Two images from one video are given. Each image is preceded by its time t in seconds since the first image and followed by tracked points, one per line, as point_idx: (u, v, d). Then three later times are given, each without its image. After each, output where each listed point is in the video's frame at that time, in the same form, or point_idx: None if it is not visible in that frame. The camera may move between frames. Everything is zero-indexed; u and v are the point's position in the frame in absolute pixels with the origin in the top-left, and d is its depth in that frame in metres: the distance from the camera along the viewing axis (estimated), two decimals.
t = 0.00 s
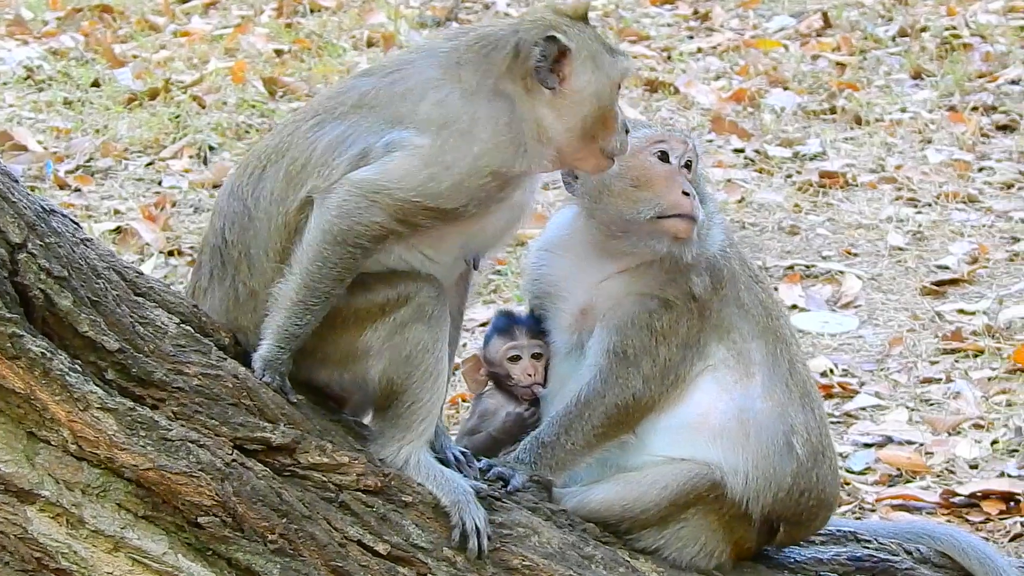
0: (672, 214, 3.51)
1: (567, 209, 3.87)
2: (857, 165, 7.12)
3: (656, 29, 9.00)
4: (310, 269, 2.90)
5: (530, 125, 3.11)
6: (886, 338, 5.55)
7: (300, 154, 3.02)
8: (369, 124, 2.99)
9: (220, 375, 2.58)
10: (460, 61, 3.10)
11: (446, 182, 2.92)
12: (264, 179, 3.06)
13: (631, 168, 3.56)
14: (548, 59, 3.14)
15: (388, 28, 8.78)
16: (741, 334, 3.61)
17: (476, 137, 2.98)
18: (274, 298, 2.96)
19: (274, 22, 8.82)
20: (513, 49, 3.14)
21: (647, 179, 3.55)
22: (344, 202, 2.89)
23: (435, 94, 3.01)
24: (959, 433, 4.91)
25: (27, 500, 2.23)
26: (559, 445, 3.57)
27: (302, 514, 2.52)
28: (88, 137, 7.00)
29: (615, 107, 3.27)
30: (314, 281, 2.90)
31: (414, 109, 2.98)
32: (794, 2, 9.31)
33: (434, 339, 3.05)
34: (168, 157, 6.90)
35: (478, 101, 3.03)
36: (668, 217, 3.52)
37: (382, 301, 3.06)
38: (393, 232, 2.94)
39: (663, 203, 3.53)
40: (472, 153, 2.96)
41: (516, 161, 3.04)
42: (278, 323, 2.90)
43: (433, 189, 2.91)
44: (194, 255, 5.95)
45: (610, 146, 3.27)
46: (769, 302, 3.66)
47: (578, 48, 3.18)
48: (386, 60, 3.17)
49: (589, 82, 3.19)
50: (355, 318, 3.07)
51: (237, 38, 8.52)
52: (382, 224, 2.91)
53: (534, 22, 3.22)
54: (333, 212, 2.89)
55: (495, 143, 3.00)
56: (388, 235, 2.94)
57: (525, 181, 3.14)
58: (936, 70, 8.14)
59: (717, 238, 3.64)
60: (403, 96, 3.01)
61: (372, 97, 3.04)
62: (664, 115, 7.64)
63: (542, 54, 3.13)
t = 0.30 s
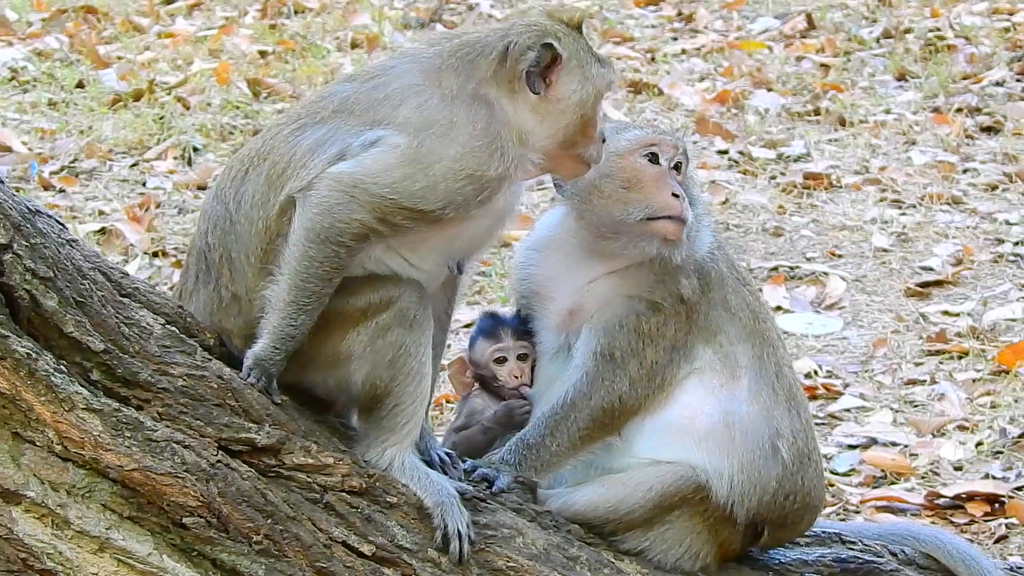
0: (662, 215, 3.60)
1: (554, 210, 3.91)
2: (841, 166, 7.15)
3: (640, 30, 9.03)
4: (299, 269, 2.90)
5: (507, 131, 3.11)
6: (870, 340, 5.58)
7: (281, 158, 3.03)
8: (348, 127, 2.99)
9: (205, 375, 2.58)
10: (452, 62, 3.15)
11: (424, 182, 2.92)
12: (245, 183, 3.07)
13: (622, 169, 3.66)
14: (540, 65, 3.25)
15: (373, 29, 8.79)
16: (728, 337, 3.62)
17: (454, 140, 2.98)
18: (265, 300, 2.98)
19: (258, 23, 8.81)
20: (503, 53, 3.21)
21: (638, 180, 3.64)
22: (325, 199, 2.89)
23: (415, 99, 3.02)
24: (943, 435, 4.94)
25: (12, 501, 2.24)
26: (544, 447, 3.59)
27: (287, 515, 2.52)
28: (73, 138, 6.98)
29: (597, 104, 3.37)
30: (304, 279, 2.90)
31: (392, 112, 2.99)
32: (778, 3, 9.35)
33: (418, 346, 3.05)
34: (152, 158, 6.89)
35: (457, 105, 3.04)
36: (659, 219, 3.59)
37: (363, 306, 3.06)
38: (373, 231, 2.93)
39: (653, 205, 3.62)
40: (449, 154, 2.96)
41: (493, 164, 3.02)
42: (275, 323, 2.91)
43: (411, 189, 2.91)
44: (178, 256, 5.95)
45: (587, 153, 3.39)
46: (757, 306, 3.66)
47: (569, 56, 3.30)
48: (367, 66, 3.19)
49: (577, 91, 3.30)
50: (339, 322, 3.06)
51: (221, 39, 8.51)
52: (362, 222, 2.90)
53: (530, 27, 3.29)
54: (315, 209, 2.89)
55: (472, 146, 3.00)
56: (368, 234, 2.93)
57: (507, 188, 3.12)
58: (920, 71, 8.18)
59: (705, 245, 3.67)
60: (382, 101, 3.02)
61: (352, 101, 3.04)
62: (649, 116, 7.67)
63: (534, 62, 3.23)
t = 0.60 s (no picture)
0: (649, 217, 3.59)
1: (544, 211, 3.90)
2: (831, 169, 7.18)
3: (629, 32, 9.06)
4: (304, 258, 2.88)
5: (502, 137, 3.13)
6: (860, 342, 5.60)
7: (276, 153, 3.03)
8: (342, 119, 3.00)
9: (195, 376, 2.58)
10: (473, 69, 3.16)
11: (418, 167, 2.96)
12: (238, 181, 3.06)
13: (608, 171, 3.62)
14: (561, 94, 3.27)
15: (362, 31, 8.79)
16: (718, 338, 3.63)
17: (448, 130, 3.02)
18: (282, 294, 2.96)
19: (247, 25, 8.82)
20: (529, 69, 3.23)
21: (624, 183, 3.60)
22: (321, 180, 2.87)
23: (411, 90, 3.03)
24: (933, 437, 4.96)
25: (2, 501, 2.24)
26: (533, 449, 3.60)
27: (276, 515, 2.53)
28: (62, 140, 6.97)
29: (587, 156, 3.43)
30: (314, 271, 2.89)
31: (388, 103, 3.00)
32: (766, 6, 9.37)
33: (408, 348, 3.05)
34: (141, 160, 6.88)
35: (454, 101, 3.07)
36: (646, 220, 3.59)
37: (352, 308, 3.02)
38: (368, 216, 2.96)
39: (640, 207, 3.60)
40: (444, 144, 3.01)
41: (485, 160, 3.09)
42: (303, 324, 2.90)
43: (405, 172, 2.95)
44: (168, 258, 5.94)
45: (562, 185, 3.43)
46: (747, 308, 3.68)
47: (588, 100, 3.34)
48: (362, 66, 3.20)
49: (583, 133, 3.35)
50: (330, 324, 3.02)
51: (210, 41, 8.51)
52: (360, 204, 2.92)
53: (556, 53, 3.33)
54: (312, 195, 2.86)
55: (468, 140, 3.06)
56: (364, 218, 2.96)
57: (498, 189, 3.17)
58: (909, 74, 8.21)
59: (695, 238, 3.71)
60: (376, 95, 3.03)
61: (347, 96, 3.05)
62: (638, 118, 7.69)
63: (557, 87, 3.25)
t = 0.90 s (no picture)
0: (617, 226, 3.56)
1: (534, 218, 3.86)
2: (827, 171, 7.19)
3: (625, 34, 9.08)
4: (289, 258, 2.90)
5: (505, 144, 3.18)
6: (856, 344, 5.61)
7: (275, 161, 3.00)
8: (346, 124, 2.99)
9: (192, 379, 2.59)
10: (477, 75, 3.19)
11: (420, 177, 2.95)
12: (236, 187, 3.02)
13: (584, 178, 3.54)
14: (563, 103, 3.35)
15: (358, 34, 8.80)
16: (715, 341, 3.64)
17: (453, 137, 3.01)
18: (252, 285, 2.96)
19: (243, 28, 8.82)
20: (530, 79, 3.29)
21: (597, 191, 3.54)
22: (322, 187, 2.86)
23: (415, 99, 3.01)
24: (930, 439, 4.96)
25: None
26: (530, 450, 3.60)
27: (273, 518, 2.53)
28: (58, 143, 6.97)
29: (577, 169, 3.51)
30: (297, 273, 2.91)
31: (392, 111, 2.99)
32: (762, 9, 9.39)
33: (406, 348, 3.04)
34: (138, 163, 6.88)
35: (459, 111, 3.06)
36: (615, 229, 3.56)
37: (350, 309, 3.05)
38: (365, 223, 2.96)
39: (609, 216, 3.56)
40: (450, 153, 2.99)
41: (489, 171, 3.07)
42: (268, 314, 2.91)
43: (410, 183, 2.94)
44: (164, 260, 5.93)
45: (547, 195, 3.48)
46: (745, 311, 3.68)
47: (585, 109, 3.43)
48: (360, 67, 3.16)
49: (580, 142, 3.43)
50: (326, 325, 3.05)
51: (206, 44, 8.52)
52: (359, 211, 2.93)
53: (553, 61, 3.40)
54: (311, 197, 2.87)
55: (473, 151, 3.04)
56: (361, 224, 2.96)
57: (498, 199, 3.17)
58: (906, 76, 8.22)
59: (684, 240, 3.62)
60: (379, 102, 3.01)
61: (348, 103, 3.03)
62: (634, 121, 7.71)
63: (560, 97, 3.34)
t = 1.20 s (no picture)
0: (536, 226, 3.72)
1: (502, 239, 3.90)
2: (827, 174, 7.19)
3: (625, 38, 9.08)
4: (260, 227, 2.90)
5: (493, 131, 3.19)
6: (857, 347, 5.61)
7: (265, 155, 3.08)
8: (338, 110, 3.06)
9: (193, 384, 2.59)
10: (461, 65, 3.23)
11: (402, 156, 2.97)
12: (231, 184, 3.11)
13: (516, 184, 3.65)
14: (549, 92, 3.38)
15: (358, 39, 8.81)
16: (712, 345, 3.58)
17: (437, 121, 3.04)
18: (220, 257, 2.98)
19: (243, 33, 8.84)
20: (512, 67, 3.31)
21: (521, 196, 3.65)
22: (305, 160, 2.91)
23: (402, 89, 3.06)
24: (930, 442, 4.96)
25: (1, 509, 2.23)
26: (530, 454, 3.60)
27: (275, 523, 2.53)
28: (59, 149, 6.98)
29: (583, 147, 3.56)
30: (262, 242, 2.90)
31: (378, 99, 3.04)
32: (762, 12, 9.41)
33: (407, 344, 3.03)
34: (138, 168, 6.89)
35: (446, 97, 3.09)
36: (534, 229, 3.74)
37: (352, 307, 3.05)
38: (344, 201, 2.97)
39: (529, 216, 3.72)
40: (435, 135, 3.02)
41: (475, 155, 3.09)
42: (227, 280, 2.90)
43: (392, 162, 2.96)
44: (165, 266, 5.93)
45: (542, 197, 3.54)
46: (743, 316, 3.61)
47: (573, 96, 3.46)
48: (356, 69, 3.24)
49: (574, 126, 3.46)
50: (326, 323, 3.05)
51: (207, 49, 8.53)
52: (339, 188, 2.94)
53: (539, 52, 3.43)
54: (291, 167, 2.91)
55: (458, 134, 3.07)
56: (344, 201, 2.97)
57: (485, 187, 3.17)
58: (906, 79, 8.22)
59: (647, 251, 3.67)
60: (367, 93, 3.07)
61: (337, 97, 3.10)
62: (634, 125, 7.72)
63: (544, 86, 3.36)
